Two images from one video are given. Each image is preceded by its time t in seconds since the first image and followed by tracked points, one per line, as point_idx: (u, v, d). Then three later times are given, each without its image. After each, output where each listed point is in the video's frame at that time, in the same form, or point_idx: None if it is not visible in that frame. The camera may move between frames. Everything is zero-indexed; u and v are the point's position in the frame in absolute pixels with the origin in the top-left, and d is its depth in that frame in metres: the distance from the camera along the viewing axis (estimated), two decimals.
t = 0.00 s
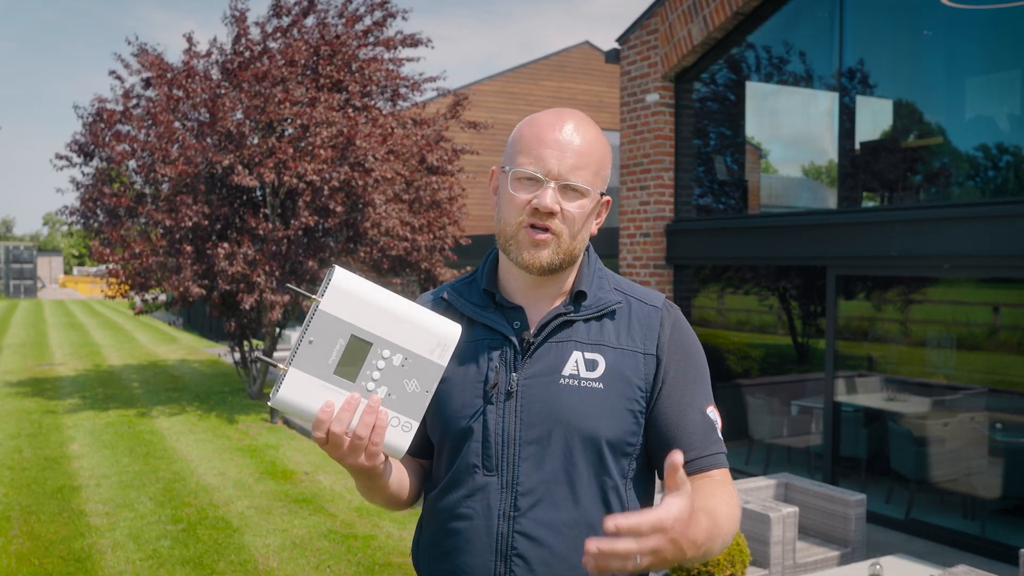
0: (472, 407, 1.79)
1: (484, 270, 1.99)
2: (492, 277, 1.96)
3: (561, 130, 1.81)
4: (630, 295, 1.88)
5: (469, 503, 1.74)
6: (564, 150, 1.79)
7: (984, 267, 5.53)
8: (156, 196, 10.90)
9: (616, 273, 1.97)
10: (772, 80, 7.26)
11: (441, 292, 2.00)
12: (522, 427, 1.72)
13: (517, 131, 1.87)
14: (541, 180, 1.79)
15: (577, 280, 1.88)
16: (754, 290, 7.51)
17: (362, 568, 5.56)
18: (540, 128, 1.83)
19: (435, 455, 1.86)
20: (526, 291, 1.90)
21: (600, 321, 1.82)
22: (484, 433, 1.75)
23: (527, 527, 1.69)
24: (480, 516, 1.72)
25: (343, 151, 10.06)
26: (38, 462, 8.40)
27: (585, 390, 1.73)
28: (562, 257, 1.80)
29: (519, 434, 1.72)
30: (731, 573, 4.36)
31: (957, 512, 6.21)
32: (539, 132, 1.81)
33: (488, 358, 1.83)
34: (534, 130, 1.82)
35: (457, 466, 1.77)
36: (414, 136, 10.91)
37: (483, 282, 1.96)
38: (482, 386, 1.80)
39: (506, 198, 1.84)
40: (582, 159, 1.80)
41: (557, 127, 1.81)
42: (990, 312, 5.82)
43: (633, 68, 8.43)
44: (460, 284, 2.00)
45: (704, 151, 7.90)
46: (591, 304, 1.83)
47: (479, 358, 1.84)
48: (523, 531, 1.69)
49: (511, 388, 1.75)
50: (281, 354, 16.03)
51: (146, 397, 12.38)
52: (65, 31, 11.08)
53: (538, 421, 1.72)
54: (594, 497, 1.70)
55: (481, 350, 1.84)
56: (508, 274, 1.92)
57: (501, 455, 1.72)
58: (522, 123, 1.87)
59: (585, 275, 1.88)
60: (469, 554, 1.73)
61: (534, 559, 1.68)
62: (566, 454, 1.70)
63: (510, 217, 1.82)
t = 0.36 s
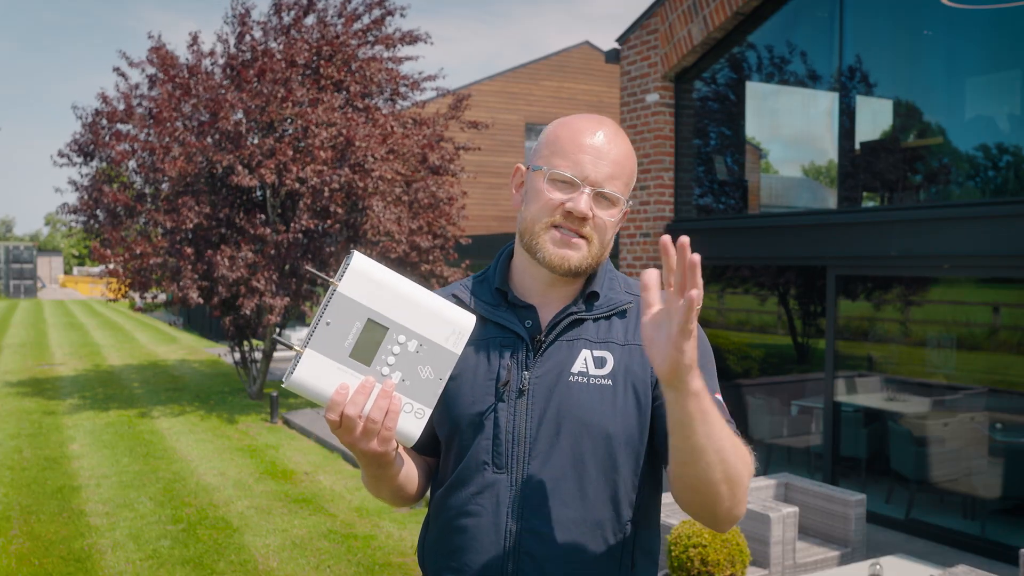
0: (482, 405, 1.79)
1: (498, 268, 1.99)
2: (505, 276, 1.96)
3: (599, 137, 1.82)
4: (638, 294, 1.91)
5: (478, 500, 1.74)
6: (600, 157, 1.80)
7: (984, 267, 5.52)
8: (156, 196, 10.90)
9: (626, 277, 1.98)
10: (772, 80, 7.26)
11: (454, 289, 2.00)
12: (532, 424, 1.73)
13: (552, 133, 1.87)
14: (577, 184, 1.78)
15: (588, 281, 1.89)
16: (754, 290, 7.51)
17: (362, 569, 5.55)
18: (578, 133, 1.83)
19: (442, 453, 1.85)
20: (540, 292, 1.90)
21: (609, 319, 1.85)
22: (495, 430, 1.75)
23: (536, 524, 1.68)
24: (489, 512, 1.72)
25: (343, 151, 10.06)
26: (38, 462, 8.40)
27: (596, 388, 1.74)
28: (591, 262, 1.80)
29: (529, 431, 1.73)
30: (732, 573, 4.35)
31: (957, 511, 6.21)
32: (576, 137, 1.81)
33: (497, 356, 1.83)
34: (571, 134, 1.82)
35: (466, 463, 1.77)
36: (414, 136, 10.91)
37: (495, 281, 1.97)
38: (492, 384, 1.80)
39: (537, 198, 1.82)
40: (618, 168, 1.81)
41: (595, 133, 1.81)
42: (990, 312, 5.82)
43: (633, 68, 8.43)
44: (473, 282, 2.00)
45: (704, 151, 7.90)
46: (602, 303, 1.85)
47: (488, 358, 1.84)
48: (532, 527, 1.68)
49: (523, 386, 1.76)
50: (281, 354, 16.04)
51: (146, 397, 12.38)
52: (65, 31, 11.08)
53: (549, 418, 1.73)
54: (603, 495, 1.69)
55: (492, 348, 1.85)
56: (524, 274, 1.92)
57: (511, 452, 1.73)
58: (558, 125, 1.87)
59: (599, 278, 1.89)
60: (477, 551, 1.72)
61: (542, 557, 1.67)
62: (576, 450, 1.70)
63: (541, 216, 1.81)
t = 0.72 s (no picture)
0: (484, 405, 1.79)
1: (503, 268, 2.00)
2: (510, 277, 1.97)
3: (599, 136, 1.82)
4: (645, 299, 1.89)
5: (478, 499, 1.74)
6: (601, 155, 1.80)
7: (984, 267, 5.52)
8: (156, 196, 10.90)
9: (631, 279, 1.98)
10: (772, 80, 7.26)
11: (458, 288, 2.01)
12: (534, 426, 1.73)
13: (553, 133, 1.87)
14: (578, 183, 1.78)
15: (594, 283, 1.88)
16: (754, 290, 7.51)
17: (362, 568, 5.56)
18: (578, 132, 1.83)
19: (444, 451, 1.85)
20: (544, 291, 1.90)
21: (614, 324, 1.83)
22: (496, 430, 1.75)
23: (535, 524, 1.68)
24: (488, 512, 1.72)
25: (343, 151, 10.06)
26: (38, 462, 8.40)
27: (597, 391, 1.73)
28: (594, 260, 1.79)
29: (530, 431, 1.73)
30: (731, 573, 4.35)
31: (957, 512, 6.20)
32: (577, 136, 1.81)
33: (501, 357, 1.83)
34: (572, 133, 1.82)
35: (467, 463, 1.77)
36: (414, 136, 10.90)
37: (500, 281, 1.97)
38: (495, 384, 1.80)
39: (539, 197, 1.83)
40: (619, 167, 1.81)
41: (595, 132, 1.81)
42: (991, 312, 5.82)
43: (633, 68, 8.43)
44: (479, 282, 2.00)
45: (704, 151, 7.90)
46: (607, 307, 1.83)
47: (492, 359, 1.84)
48: (531, 528, 1.68)
49: (525, 387, 1.76)
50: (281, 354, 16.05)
51: (147, 397, 12.38)
52: (65, 31, 11.07)
53: (550, 418, 1.73)
54: (602, 497, 1.69)
55: (495, 349, 1.85)
56: (528, 273, 1.92)
57: (512, 453, 1.73)
58: (558, 125, 1.88)
59: (604, 278, 1.88)
60: (476, 551, 1.72)
61: (542, 557, 1.67)
62: (576, 452, 1.70)
63: (542, 215, 1.81)
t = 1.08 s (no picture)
0: (483, 404, 1.79)
1: (502, 268, 2.00)
2: (509, 277, 1.97)
3: (597, 138, 1.82)
4: (642, 298, 1.89)
5: (477, 498, 1.74)
6: (599, 160, 1.80)
7: (984, 267, 5.52)
8: (156, 196, 10.90)
9: (629, 279, 1.98)
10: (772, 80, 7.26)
11: (458, 288, 2.01)
12: (533, 424, 1.73)
13: (552, 134, 1.87)
14: (577, 187, 1.78)
15: (591, 282, 1.88)
16: (754, 290, 7.51)
17: (362, 568, 5.56)
18: (577, 135, 1.82)
19: (444, 449, 1.85)
20: (543, 291, 1.90)
21: (613, 322, 1.83)
22: (496, 429, 1.75)
23: (535, 523, 1.69)
24: (487, 511, 1.72)
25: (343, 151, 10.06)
26: (38, 462, 8.40)
27: (595, 389, 1.73)
28: (591, 265, 1.81)
29: (529, 430, 1.73)
30: (731, 573, 4.35)
31: (957, 511, 6.21)
32: (575, 140, 1.81)
33: (500, 356, 1.83)
34: (570, 137, 1.82)
35: (467, 461, 1.77)
36: (414, 136, 10.90)
37: (499, 281, 1.98)
38: (494, 383, 1.80)
39: (538, 201, 1.82)
40: (618, 170, 1.81)
41: (593, 135, 1.81)
42: (990, 313, 5.82)
43: (633, 68, 8.42)
44: (478, 282, 2.01)
45: (704, 151, 7.91)
46: (605, 305, 1.83)
47: (490, 358, 1.84)
48: (530, 527, 1.69)
49: (524, 386, 1.76)
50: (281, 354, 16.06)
51: (147, 397, 12.38)
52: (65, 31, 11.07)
53: (549, 418, 1.73)
54: (601, 497, 1.69)
55: (495, 348, 1.85)
56: (526, 273, 1.93)
57: (511, 451, 1.73)
58: (557, 126, 1.87)
59: (603, 278, 1.88)
60: (475, 549, 1.72)
61: (541, 555, 1.67)
62: (576, 450, 1.70)
63: (540, 220, 1.81)
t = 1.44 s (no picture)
0: (482, 403, 1.80)
1: (501, 267, 2.01)
2: (508, 276, 1.97)
3: (595, 136, 1.81)
4: (640, 297, 1.89)
5: (476, 497, 1.74)
6: (598, 157, 1.79)
7: (984, 267, 5.53)
8: (157, 196, 10.90)
9: (628, 277, 1.97)
10: (772, 80, 7.26)
11: (456, 287, 2.01)
12: (531, 424, 1.73)
13: (550, 133, 1.87)
14: (575, 185, 1.78)
15: (590, 281, 1.88)
16: (754, 290, 7.51)
17: (362, 569, 5.55)
18: (575, 133, 1.82)
19: (441, 449, 1.85)
20: (541, 289, 1.90)
21: (611, 322, 1.83)
22: (494, 428, 1.76)
23: (533, 522, 1.69)
24: (485, 511, 1.72)
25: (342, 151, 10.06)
26: (38, 462, 8.40)
27: (593, 389, 1.73)
28: (590, 262, 1.80)
29: (527, 429, 1.73)
30: (731, 573, 4.35)
31: (957, 511, 6.21)
32: (573, 138, 1.81)
33: (498, 355, 1.83)
34: (568, 135, 1.82)
35: (465, 460, 1.77)
36: (414, 136, 10.89)
37: (498, 280, 1.97)
38: (492, 383, 1.81)
39: (537, 201, 1.82)
40: (616, 168, 1.80)
41: (590, 132, 1.81)
42: (991, 313, 5.82)
43: (633, 68, 8.42)
44: (476, 280, 2.01)
45: (704, 151, 7.90)
46: (603, 305, 1.83)
47: (489, 356, 1.84)
48: (529, 526, 1.69)
49: (523, 385, 1.77)
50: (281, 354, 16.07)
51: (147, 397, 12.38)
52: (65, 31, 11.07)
53: (547, 417, 1.72)
54: (599, 497, 1.69)
55: (493, 347, 1.85)
56: (525, 272, 1.93)
57: (509, 450, 1.73)
58: (555, 125, 1.87)
59: (601, 275, 1.88)
60: (472, 548, 1.72)
61: (539, 554, 1.67)
62: (575, 450, 1.69)
63: (540, 220, 1.81)
